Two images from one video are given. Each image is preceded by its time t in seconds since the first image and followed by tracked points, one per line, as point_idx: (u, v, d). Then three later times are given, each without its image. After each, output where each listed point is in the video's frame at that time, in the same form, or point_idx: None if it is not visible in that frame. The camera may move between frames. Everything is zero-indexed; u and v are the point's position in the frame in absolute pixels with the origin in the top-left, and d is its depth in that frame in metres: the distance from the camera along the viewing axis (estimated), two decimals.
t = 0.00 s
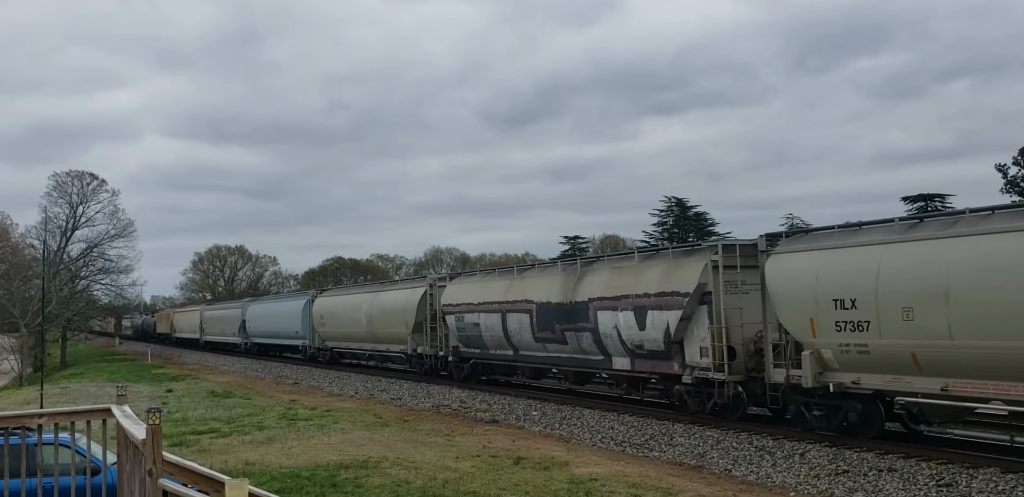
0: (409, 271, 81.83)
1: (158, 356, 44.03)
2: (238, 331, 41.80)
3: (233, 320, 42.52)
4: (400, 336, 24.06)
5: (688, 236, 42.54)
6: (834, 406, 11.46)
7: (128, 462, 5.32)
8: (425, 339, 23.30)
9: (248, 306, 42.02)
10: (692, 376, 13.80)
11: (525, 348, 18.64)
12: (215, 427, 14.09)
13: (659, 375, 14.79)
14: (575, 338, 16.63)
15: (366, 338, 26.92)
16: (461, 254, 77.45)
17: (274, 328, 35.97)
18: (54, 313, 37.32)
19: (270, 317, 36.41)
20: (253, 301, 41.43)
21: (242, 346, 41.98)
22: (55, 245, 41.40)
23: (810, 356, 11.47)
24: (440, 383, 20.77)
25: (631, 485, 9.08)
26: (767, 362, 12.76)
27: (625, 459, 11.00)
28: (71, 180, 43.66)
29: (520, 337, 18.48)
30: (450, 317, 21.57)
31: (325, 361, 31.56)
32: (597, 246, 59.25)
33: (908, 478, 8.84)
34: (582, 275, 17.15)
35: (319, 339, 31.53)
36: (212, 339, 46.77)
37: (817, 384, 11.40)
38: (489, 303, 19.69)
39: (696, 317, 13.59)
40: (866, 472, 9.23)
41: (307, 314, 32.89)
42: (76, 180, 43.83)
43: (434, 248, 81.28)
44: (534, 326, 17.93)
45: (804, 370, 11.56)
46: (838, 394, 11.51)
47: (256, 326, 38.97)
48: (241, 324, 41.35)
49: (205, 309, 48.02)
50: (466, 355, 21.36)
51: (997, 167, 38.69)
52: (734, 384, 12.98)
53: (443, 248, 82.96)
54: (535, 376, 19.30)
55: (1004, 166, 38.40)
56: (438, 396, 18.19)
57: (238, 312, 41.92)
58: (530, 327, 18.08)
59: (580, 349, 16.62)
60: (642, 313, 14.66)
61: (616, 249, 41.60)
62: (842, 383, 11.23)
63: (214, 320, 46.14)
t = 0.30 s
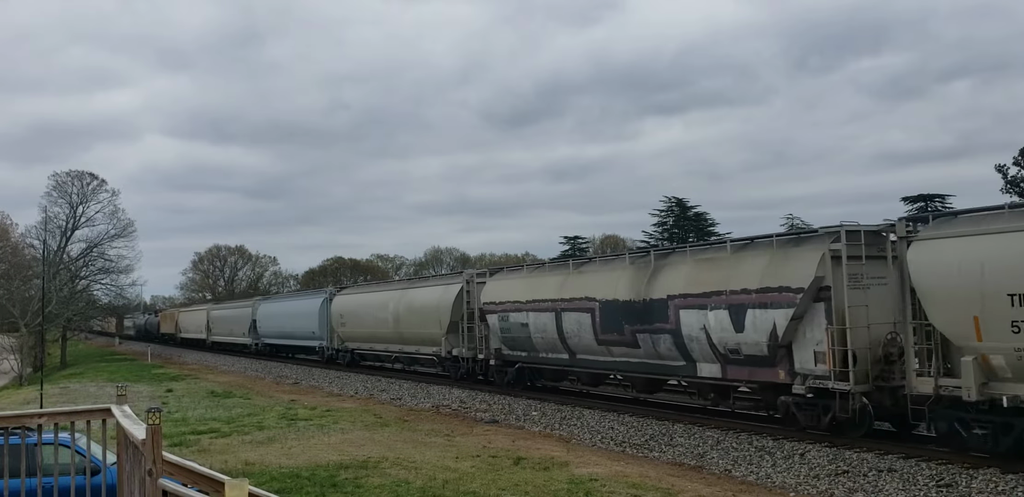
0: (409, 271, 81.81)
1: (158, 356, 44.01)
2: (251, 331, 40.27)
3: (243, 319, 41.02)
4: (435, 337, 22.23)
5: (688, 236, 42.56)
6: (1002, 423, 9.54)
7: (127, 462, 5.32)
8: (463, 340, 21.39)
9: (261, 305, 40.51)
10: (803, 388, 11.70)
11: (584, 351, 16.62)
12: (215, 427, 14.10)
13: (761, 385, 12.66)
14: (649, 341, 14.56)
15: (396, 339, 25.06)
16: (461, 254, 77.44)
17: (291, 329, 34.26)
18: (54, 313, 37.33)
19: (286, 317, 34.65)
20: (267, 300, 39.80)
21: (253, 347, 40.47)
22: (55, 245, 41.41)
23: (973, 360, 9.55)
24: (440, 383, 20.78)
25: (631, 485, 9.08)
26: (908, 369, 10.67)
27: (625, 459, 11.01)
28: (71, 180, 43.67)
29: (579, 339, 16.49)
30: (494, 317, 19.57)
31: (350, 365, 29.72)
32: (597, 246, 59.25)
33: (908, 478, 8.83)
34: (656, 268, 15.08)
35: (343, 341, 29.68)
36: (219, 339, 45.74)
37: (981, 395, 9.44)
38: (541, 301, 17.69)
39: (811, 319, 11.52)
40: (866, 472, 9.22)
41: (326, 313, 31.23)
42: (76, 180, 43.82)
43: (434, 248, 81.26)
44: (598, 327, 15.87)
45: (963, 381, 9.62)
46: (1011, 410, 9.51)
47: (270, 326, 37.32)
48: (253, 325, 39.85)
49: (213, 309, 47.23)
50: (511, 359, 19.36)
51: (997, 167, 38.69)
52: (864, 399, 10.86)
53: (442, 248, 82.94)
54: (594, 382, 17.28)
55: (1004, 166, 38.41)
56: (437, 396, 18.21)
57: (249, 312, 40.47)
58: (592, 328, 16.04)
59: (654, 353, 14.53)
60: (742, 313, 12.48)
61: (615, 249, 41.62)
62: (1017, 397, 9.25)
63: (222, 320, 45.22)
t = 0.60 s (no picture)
0: (409, 271, 81.78)
1: (158, 356, 44.00)
2: (260, 331, 38.03)
3: (252, 318, 38.87)
4: (475, 338, 19.97)
5: (688, 236, 42.57)
6: None
7: (127, 462, 5.31)
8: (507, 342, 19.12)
9: (271, 304, 38.39)
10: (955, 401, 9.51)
11: (658, 356, 14.34)
12: (215, 427, 14.10)
13: (895, 396, 10.33)
14: (747, 344, 12.26)
15: (427, 341, 22.71)
16: (461, 254, 77.46)
17: (305, 329, 32.01)
18: (54, 313, 37.33)
19: (301, 316, 32.40)
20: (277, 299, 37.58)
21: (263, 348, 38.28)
22: (55, 245, 41.42)
23: None
24: (439, 382, 20.78)
25: (630, 485, 9.09)
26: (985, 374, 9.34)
27: (625, 460, 11.01)
28: (70, 180, 43.65)
29: (650, 342, 14.26)
30: (545, 316, 17.33)
31: (373, 367, 27.44)
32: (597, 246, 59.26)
33: (908, 478, 8.83)
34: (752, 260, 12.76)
35: (365, 341, 27.32)
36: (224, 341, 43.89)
37: None
38: (605, 298, 15.42)
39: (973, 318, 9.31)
40: (866, 473, 9.22)
41: (345, 312, 29.01)
42: (75, 180, 43.82)
43: (434, 248, 81.28)
44: (681, 327, 13.56)
45: None
46: None
47: (281, 326, 35.07)
48: (263, 325, 37.71)
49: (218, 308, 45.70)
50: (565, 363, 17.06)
51: (997, 167, 38.70)
52: None
53: (443, 248, 82.93)
54: (667, 389, 14.92)
55: (1004, 166, 38.44)
56: (437, 396, 18.22)
57: (259, 311, 38.32)
58: (669, 329, 13.77)
59: (751, 358, 12.26)
60: (877, 311, 10.22)
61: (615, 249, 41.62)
62: None
63: (226, 321, 43.43)
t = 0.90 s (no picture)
0: (409, 271, 81.83)
1: (158, 356, 44.03)
2: (273, 331, 36.08)
3: (264, 317, 37.00)
4: (525, 342, 17.92)
5: (688, 236, 42.60)
6: None
7: (128, 462, 5.35)
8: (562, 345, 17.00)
9: (284, 302, 36.51)
10: None
11: (758, 363, 12.16)
12: (215, 427, 14.11)
13: None
14: (880, 349, 10.11)
15: (466, 343, 20.58)
16: (461, 254, 77.50)
17: (323, 330, 29.97)
18: (54, 313, 37.34)
19: (319, 316, 30.34)
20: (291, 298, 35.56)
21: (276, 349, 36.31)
22: (55, 245, 41.44)
23: None
24: (440, 382, 20.76)
25: (630, 486, 9.09)
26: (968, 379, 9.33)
27: (625, 460, 11.01)
28: (70, 180, 43.68)
29: (748, 346, 12.13)
30: (613, 316, 15.21)
31: (399, 372, 25.30)
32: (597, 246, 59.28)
33: (908, 479, 8.82)
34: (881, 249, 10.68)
35: (393, 343, 25.12)
36: (231, 341, 42.39)
37: None
38: (689, 295, 13.31)
39: None
40: (866, 473, 9.21)
41: (368, 311, 26.95)
42: (75, 180, 43.84)
43: (434, 249, 81.28)
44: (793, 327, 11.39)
45: None
46: None
47: (296, 327, 33.04)
48: (276, 324, 35.77)
49: (225, 306, 44.49)
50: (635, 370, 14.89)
51: (997, 167, 38.70)
52: None
53: (443, 248, 82.94)
54: (762, 401, 12.70)
55: (1003, 166, 38.45)
56: (437, 396, 18.23)
57: (271, 310, 36.41)
58: (777, 331, 11.63)
59: (885, 365, 10.09)
60: None
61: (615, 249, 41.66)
62: None
63: (234, 320, 41.94)
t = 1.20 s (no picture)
0: (409, 271, 81.83)
1: (158, 355, 44.03)
2: (287, 331, 34.33)
3: (277, 316, 35.30)
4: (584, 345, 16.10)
5: (688, 236, 42.61)
6: None
7: (127, 461, 5.37)
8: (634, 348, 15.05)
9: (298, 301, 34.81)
10: None
11: (895, 370, 10.22)
12: (215, 427, 14.11)
13: None
14: None
15: (511, 345, 18.69)
16: (461, 254, 77.52)
17: (343, 331, 28.08)
18: (54, 312, 37.35)
19: (339, 315, 28.46)
20: (307, 296, 33.83)
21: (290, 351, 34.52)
22: (55, 245, 41.45)
23: None
24: (440, 383, 20.66)
25: (630, 485, 9.08)
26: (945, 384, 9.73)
27: (624, 460, 11.01)
28: (70, 179, 43.69)
29: (884, 351, 10.26)
30: (701, 315, 13.23)
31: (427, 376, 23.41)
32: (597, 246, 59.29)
33: (908, 479, 8.83)
34: None
35: (423, 345, 23.19)
36: (240, 341, 41.15)
37: None
38: (804, 290, 11.42)
39: None
40: (866, 473, 9.21)
41: (395, 310, 25.05)
42: (75, 179, 43.83)
43: (434, 249, 81.26)
44: (950, 328, 9.46)
45: None
46: None
47: (312, 327, 31.20)
48: (290, 324, 33.99)
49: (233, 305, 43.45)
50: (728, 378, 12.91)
51: (997, 167, 38.70)
52: None
53: (443, 248, 82.91)
54: (891, 415, 10.76)
55: (1004, 166, 38.47)
56: (437, 396, 18.19)
57: (285, 309, 34.70)
58: (925, 333, 9.73)
59: None
60: None
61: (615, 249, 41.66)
62: None
63: (243, 320, 40.77)
